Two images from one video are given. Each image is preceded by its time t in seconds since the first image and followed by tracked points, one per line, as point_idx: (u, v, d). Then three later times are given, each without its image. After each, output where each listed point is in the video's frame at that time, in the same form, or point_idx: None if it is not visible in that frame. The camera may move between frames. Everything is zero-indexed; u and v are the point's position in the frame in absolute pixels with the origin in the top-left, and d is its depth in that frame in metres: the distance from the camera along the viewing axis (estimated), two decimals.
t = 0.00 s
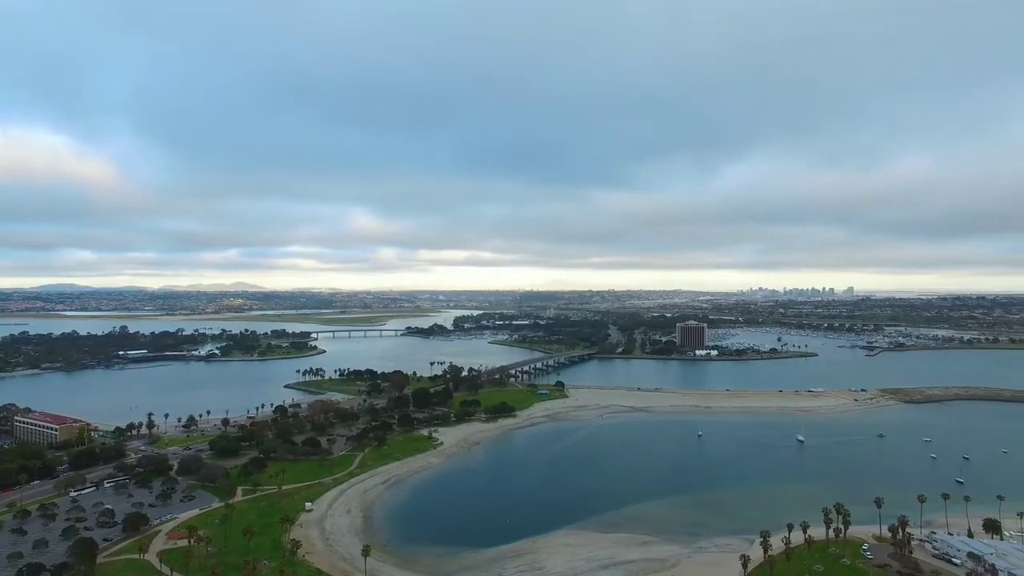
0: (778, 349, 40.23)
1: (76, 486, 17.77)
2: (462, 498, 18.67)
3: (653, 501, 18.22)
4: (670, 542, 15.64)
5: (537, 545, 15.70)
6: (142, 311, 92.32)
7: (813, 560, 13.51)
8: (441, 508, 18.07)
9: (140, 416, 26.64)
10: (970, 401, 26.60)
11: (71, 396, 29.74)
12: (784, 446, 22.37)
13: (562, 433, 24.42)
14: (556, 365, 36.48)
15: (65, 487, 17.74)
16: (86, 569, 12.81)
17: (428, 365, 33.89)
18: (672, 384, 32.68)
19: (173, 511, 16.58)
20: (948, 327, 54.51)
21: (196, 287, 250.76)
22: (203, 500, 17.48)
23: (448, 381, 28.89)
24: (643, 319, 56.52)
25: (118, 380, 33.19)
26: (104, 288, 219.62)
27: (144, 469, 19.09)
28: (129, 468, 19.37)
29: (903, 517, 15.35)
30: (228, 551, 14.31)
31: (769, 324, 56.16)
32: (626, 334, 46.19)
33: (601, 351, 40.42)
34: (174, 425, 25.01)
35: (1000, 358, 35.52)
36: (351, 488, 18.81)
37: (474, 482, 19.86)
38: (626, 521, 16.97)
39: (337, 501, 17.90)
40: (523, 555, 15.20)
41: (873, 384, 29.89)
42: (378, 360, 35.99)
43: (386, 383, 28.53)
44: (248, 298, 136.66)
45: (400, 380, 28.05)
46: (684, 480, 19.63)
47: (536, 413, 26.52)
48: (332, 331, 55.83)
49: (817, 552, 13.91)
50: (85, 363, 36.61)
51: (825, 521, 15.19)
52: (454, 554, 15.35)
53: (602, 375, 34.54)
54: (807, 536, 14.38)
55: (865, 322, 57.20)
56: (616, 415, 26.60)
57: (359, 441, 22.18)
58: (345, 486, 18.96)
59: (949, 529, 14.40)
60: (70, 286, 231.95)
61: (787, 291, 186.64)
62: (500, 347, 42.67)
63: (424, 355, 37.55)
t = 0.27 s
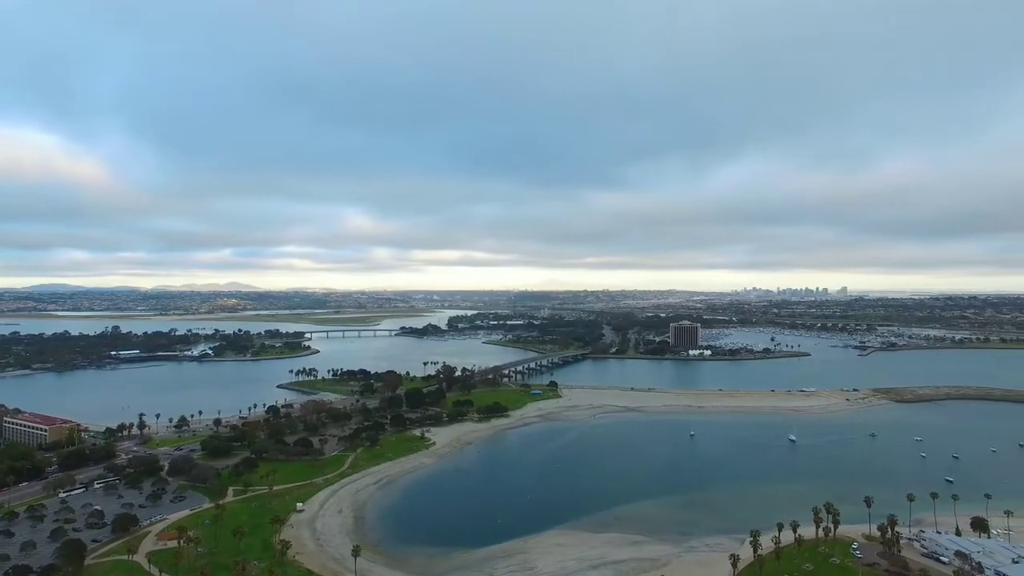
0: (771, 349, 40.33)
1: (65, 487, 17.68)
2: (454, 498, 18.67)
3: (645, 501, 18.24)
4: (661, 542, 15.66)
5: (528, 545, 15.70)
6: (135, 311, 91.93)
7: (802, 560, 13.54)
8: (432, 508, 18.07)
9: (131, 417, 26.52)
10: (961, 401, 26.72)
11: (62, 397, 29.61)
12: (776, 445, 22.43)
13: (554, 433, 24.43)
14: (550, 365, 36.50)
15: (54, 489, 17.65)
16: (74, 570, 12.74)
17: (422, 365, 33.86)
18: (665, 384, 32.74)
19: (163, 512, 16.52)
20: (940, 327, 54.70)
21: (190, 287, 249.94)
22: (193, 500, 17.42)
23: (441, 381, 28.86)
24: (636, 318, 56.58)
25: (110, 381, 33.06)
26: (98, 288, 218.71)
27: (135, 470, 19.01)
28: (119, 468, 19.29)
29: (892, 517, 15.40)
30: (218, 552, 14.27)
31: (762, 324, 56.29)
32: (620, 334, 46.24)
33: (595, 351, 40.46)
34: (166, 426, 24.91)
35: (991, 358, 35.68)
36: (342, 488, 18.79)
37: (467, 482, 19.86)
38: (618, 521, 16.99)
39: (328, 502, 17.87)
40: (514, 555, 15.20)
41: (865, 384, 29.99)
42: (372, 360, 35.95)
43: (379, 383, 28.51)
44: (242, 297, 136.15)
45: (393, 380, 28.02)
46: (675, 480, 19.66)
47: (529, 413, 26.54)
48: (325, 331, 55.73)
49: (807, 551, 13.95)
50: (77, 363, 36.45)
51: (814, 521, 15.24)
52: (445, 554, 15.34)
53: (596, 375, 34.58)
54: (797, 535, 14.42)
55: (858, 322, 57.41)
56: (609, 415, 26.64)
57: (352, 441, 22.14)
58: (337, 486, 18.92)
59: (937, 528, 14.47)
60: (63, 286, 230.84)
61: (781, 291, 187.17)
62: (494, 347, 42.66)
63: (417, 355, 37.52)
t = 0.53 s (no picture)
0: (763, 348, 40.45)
1: (54, 488, 17.59)
2: (445, 498, 18.66)
3: (636, 500, 18.26)
4: (651, 541, 15.69)
5: (519, 545, 15.71)
6: (127, 311, 91.52)
7: (791, 559, 13.59)
8: (424, 508, 18.06)
9: (122, 418, 26.38)
10: (951, 400, 26.87)
11: (52, 397, 29.46)
12: (767, 445, 22.51)
13: (547, 433, 24.44)
14: (543, 365, 36.53)
15: (43, 490, 17.56)
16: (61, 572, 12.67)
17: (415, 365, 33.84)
18: (658, 383, 32.81)
19: (153, 513, 16.46)
20: (932, 326, 54.95)
21: (184, 287, 249.02)
22: (183, 501, 17.35)
23: (434, 381, 28.83)
24: (630, 318, 56.67)
25: (101, 381, 32.91)
26: (91, 288, 217.68)
27: (124, 471, 18.93)
28: (108, 469, 19.20)
29: (881, 515, 15.47)
30: (208, 553, 14.22)
31: (755, 324, 56.50)
32: (613, 334, 46.32)
33: (588, 350, 40.51)
34: (156, 427, 24.81)
35: (982, 358, 35.88)
36: (333, 488, 18.76)
37: (458, 482, 19.85)
38: (609, 522, 17.00)
39: (319, 502, 17.83)
40: (505, 555, 15.20)
41: (856, 383, 30.11)
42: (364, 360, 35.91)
43: (371, 383, 28.49)
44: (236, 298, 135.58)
45: (385, 380, 28.00)
46: (667, 480, 19.69)
47: (521, 413, 26.55)
48: (319, 331, 55.62)
49: (797, 551, 13.99)
50: (67, 364, 36.27)
51: (804, 520, 15.30)
52: (435, 554, 15.33)
53: (589, 374, 34.61)
54: (787, 534, 14.47)
55: (850, 322, 57.63)
56: (601, 415, 26.68)
57: (343, 441, 22.10)
58: (328, 486, 18.89)
59: (926, 527, 14.55)
60: (56, 286, 229.76)
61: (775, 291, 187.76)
62: (488, 347, 42.66)
63: (410, 355, 37.49)
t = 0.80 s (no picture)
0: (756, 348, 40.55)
1: (41, 490, 17.49)
2: (436, 498, 18.65)
3: (626, 500, 18.28)
4: (641, 541, 15.72)
5: (509, 545, 15.70)
6: (119, 311, 91.05)
7: (779, 558, 13.63)
8: (414, 508, 18.05)
9: (111, 418, 26.23)
10: (940, 399, 27.01)
11: (42, 398, 29.29)
12: (757, 445, 22.57)
13: (538, 433, 24.45)
14: (535, 365, 36.54)
15: (30, 491, 17.46)
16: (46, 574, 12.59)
17: (407, 365, 33.80)
18: (649, 383, 32.86)
19: (141, 514, 16.39)
20: (923, 326, 55.22)
21: (178, 287, 248.06)
22: (172, 502, 17.28)
23: (425, 381, 28.80)
24: (623, 318, 56.77)
25: (91, 382, 32.73)
26: (83, 288, 216.61)
27: (113, 472, 18.83)
28: (97, 470, 19.10)
29: (869, 515, 15.54)
30: (196, 554, 14.16)
31: (747, 323, 56.71)
32: (606, 334, 46.37)
33: (581, 350, 40.54)
34: (146, 427, 24.70)
35: (972, 357, 36.07)
36: (324, 488, 18.72)
37: (448, 482, 19.83)
38: (599, 521, 17.02)
39: (308, 502, 17.79)
40: (494, 555, 15.19)
41: (847, 383, 30.22)
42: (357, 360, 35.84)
43: (363, 383, 28.45)
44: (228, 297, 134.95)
45: (377, 380, 27.97)
46: (657, 480, 19.72)
47: (513, 413, 26.55)
48: (312, 331, 55.49)
49: (785, 550, 14.04)
50: (57, 364, 36.06)
51: (792, 519, 15.35)
52: (425, 554, 15.31)
53: (581, 374, 34.63)
54: (775, 534, 14.52)
55: (842, 322, 57.85)
56: (593, 415, 26.71)
57: (334, 442, 22.05)
58: (318, 486, 18.85)
59: (913, 525, 14.62)
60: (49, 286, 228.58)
61: (768, 291, 188.39)
62: (480, 347, 42.64)
63: (403, 355, 37.45)
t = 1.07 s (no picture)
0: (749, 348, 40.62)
1: (30, 491, 17.41)
2: (428, 499, 18.64)
3: (618, 500, 18.30)
4: (632, 541, 15.75)
5: (500, 545, 15.71)
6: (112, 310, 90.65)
7: (769, 557, 13.67)
8: (405, 508, 18.03)
9: (102, 419, 26.13)
10: (931, 399, 27.12)
11: (33, 398, 29.17)
12: (749, 444, 22.62)
13: (531, 433, 24.45)
14: (529, 365, 36.54)
15: (18, 492, 17.38)
16: None
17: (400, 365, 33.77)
18: (642, 383, 32.89)
19: (130, 515, 16.33)
20: (915, 326, 55.43)
21: (172, 287, 247.01)
22: (162, 503, 17.22)
23: (418, 381, 28.77)
24: (617, 318, 56.81)
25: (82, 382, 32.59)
26: (77, 288, 215.66)
27: (102, 473, 18.76)
28: (86, 472, 19.02)
29: (859, 514, 15.60)
30: (185, 555, 14.12)
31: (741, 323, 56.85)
32: (600, 334, 46.40)
33: (574, 350, 40.57)
34: (137, 428, 24.62)
35: (964, 357, 36.22)
36: (315, 489, 18.68)
37: (440, 482, 19.82)
38: (590, 521, 17.04)
39: (300, 502, 17.76)
40: (485, 555, 15.19)
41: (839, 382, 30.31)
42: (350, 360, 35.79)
43: (356, 383, 28.42)
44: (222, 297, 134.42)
45: (370, 380, 27.93)
46: (649, 479, 19.75)
47: (506, 413, 26.55)
48: (305, 331, 55.37)
49: (775, 549, 14.09)
50: (48, 364, 35.90)
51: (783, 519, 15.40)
52: (416, 554, 15.30)
53: (575, 374, 34.65)
54: (765, 533, 14.58)
55: (835, 322, 58.03)
56: (585, 415, 26.73)
57: (326, 442, 22.01)
58: (310, 487, 18.82)
59: (902, 524, 14.69)
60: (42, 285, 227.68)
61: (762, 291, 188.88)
62: (474, 347, 42.62)
63: (396, 355, 37.41)
